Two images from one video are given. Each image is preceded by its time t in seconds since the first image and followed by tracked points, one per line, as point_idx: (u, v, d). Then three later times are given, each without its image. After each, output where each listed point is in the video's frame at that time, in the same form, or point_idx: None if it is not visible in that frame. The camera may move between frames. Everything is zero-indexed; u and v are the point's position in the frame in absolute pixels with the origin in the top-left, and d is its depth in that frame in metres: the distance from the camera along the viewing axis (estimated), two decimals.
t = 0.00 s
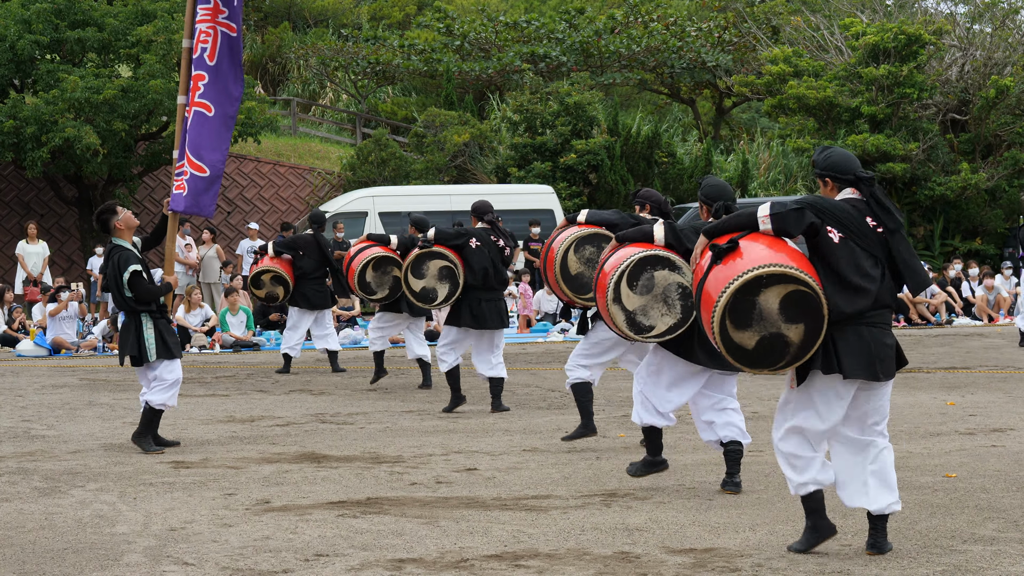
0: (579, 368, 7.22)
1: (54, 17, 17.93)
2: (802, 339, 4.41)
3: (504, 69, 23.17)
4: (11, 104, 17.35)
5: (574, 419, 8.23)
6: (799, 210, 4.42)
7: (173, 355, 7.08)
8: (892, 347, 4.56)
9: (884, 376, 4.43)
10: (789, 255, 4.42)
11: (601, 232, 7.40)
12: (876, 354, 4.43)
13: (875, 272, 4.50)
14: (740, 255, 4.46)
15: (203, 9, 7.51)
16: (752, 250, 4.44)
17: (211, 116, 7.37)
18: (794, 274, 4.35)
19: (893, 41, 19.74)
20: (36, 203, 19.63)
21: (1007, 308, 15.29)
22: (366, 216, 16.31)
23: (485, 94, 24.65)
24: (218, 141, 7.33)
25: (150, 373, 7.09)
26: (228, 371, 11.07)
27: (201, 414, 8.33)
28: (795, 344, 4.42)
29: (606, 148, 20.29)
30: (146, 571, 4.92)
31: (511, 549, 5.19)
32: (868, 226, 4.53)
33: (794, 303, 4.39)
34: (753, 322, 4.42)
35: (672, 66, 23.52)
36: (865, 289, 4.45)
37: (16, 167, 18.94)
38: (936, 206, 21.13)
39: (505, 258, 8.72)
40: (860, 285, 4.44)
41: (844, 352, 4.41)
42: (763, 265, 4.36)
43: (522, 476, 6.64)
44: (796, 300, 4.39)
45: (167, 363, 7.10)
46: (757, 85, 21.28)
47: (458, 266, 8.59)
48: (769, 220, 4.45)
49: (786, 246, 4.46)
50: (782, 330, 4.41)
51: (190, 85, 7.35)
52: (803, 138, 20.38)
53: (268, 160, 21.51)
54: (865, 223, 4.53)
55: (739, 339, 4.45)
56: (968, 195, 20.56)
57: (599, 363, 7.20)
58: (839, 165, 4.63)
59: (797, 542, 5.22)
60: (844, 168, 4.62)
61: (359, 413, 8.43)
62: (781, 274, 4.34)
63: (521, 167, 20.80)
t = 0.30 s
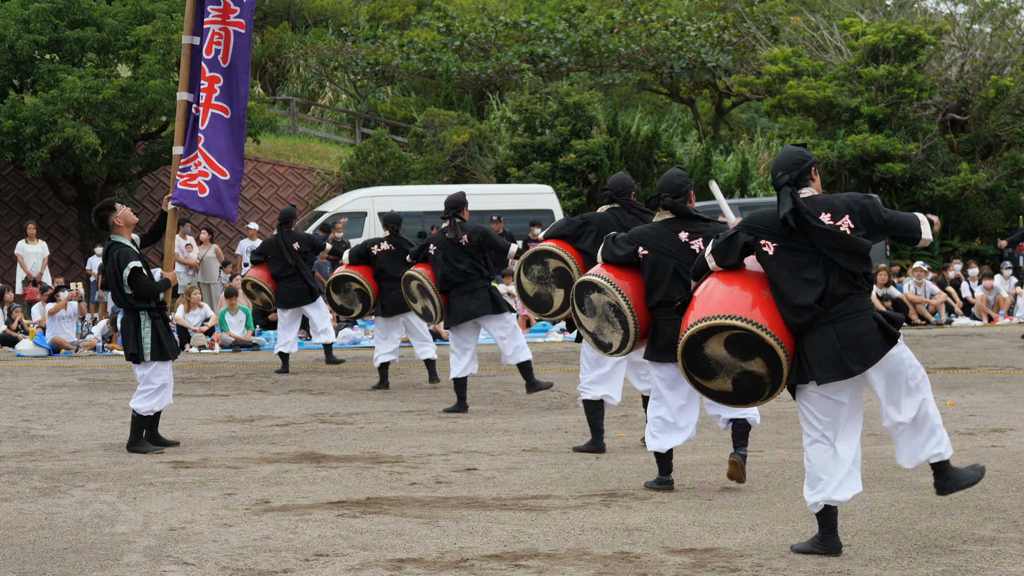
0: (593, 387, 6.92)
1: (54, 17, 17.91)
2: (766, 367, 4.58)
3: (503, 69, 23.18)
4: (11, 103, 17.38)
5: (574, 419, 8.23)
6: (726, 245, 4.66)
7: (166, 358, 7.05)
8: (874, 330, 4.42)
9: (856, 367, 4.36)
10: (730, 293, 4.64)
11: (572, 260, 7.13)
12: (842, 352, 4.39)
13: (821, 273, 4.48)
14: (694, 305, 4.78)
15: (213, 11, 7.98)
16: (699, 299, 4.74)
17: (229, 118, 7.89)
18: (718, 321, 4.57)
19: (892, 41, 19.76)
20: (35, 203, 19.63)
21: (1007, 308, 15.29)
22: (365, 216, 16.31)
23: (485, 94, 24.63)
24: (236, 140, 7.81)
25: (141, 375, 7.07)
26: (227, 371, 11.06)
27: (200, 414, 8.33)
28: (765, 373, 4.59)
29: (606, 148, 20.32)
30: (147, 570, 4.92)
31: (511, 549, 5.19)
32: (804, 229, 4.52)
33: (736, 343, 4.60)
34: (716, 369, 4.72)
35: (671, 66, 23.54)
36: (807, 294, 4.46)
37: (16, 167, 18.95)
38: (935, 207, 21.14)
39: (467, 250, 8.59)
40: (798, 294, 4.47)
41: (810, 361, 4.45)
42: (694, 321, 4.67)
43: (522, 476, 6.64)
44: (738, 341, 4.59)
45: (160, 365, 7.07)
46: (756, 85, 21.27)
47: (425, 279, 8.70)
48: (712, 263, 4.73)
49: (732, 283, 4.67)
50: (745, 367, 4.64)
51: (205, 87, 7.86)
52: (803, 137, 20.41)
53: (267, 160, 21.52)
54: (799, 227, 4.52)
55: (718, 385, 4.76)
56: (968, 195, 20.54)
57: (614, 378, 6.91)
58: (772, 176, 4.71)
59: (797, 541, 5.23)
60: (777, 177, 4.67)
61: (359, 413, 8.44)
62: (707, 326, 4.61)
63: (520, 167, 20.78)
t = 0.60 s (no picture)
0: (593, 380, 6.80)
1: (54, 16, 17.87)
2: (761, 363, 4.62)
3: (504, 69, 23.19)
4: (11, 103, 17.37)
5: (574, 418, 8.23)
6: (729, 240, 4.72)
7: (164, 357, 7.05)
8: (865, 326, 4.36)
9: (844, 364, 4.34)
10: (727, 291, 4.68)
11: (556, 268, 7.16)
12: (830, 349, 4.37)
13: (811, 273, 4.45)
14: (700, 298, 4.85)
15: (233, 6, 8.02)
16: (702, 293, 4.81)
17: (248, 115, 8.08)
18: (709, 321, 4.63)
19: (893, 42, 19.78)
20: (36, 202, 19.63)
21: (1007, 308, 15.29)
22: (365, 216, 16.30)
23: (486, 94, 24.61)
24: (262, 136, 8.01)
25: (136, 374, 7.05)
26: (227, 370, 11.05)
27: (201, 413, 8.33)
28: (761, 368, 4.64)
29: (606, 148, 20.33)
30: (147, 569, 4.92)
31: (511, 548, 5.20)
32: (795, 230, 4.46)
33: (728, 340, 4.65)
34: (719, 362, 4.80)
35: (672, 65, 23.54)
36: (796, 296, 4.45)
37: (16, 166, 18.97)
38: (936, 206, 21.13)
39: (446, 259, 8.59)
40: (788, 294, 4.48)
41: (799, 358, 4.46)
42: (692, 318, 4.75)
43: (522, 476, 6.64)
44: (730, 339, 4.64)
45: (156, 364, 7.07)
46: (756, 85, 21.26)
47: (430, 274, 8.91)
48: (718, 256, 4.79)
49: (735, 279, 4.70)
50: (742, 361, 4.70)
51: (230, 83, 7.93)
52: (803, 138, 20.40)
53: (268, 159, 21.54)
54: (787, 226, 4.48)
55: (722, 374, 4.85)
56: (969, 195, 20.52)
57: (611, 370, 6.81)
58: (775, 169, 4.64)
59: (796, 541, 5.23)
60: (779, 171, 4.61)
61: (359, 411, 8.44)
62: (701, 325, 4.68)
63: (520, 167, 20.79)
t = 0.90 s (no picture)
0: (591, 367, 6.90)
1: (55, 3, 17.86)
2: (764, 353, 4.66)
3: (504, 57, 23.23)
4: (11, 90, 17.35)
5: (573, 405, 8.25)
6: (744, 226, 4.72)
7: (169, 345, 7.06)
8: (864, 333, 4.33)
9: (837, 365, 4.34)
10: (739, 276, 4.70)
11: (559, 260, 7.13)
12: (827, 348, 4.38)
13: (818, 269, 4.44)
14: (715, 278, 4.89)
15: None
16: (717, 275, 4.82)
17: (258, 101, 8.03)
18: (715, 306, 4.66)
19: (894, 30, 19.76)
20: (35, 188, 19.63)
21: (1007, 297, 15.28)
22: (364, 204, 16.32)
23: (486, 82, 24.57)
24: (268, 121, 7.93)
25: (141, 362, 7.06)
26: (226, 357, 11.05)
27: (201, 400, 8.35)
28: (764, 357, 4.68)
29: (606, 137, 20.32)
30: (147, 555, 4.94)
31: (511, 535, 5.21)
32: (809, 225, 4.45)
33: (733, 327, 4.69)
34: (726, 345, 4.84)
35: (673, 53, 23.17)
36: (801, 289, 4.46)
37: (16, 153, 18.97)
38: (936, 195, 21.05)
39: (449, 257, 8.45)
40: (793, 288, 4.49)
41: (797, 352, 4.48)
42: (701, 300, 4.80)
43: (522, 463, 6.66)
44: (735, 326, 4.68)
45: (161, 353, 7.08)
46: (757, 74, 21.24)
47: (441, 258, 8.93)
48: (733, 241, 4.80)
49: (749, 265, 4.69)
50: (749, 348, 4.73)
51: (235, 70, 7.88)
52: (803, 126, 20.40)
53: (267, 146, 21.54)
54: (800, 221, 4.47)
55: (730, 358, 4.87)
56: (969, 183, 20.49)
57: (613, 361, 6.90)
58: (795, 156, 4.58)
59: (795, 529, 5.25)
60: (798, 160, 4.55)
61: (358, 398, 8.46)
62: (708, 309, 4.71)
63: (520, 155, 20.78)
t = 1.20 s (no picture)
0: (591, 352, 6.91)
1: None
2: (777, 331, 4.64)
3: (504, 39, 23.25)
4: (11, 73, 17.31)
5: (573, 390, 8.24)
6: (776, 196, 4.61)
7: (171, 325, 7.04)
8: (892, 323, 4.37)
9: (865, 352, 4.36)
10: (764, 249, 4.62)
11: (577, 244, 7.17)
12: (855, 333, 4.38)
13: (858, 251, 4.39)
14: (732, 245, 4.78)
15: None
16: (736, 243, 4.74)
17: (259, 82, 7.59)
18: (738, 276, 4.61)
19: (893, 12, 19.66)
20: (35, 171, 19.64)
21: (1006, 280, 15.26)
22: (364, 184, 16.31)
23: (485, 65, 24.55)
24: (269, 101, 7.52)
25: (145, 341, 7.08)
26: (225, 341, 11.04)
27: (200, 383, 8.34)
28: (775, 334, 4.67)
29: (605, 119, 20.30)
30: (147, 538, 4.94)
31: (509, 518, 5.21)
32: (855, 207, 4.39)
33: (753, 300, 4.63)
34: (733, 313, 4.79)
35: (672, 36, 23.53)
36: (836, 271, 4.42)
37: (15, 136, 18.97)
38: (935, 177, 21.05)
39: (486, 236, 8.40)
40: (828, 268, 4.44)
41: (821, 332, 4.47)
42: (721, 266, 4.72)
43: (521, 446, 6.65)
44: (755, 299, 4.62)
45: (164, 333, 7.07)
46: (756, 56, 21.22)
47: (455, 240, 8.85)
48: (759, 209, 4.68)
49: (774, 238, 4.63)
50: (758, 321, 4.70)
51: (236, 52, 7.47)
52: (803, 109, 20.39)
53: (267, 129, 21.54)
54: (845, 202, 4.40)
55: (732, 327, 4.84)
56: (967, 166, 20.52)
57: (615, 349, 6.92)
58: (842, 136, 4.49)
59: (794, 511, 5.25)
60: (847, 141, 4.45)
61: (358, 382, 8.45)
62: (728, 277, 4.66)
63: (519, 138, 20.77)
